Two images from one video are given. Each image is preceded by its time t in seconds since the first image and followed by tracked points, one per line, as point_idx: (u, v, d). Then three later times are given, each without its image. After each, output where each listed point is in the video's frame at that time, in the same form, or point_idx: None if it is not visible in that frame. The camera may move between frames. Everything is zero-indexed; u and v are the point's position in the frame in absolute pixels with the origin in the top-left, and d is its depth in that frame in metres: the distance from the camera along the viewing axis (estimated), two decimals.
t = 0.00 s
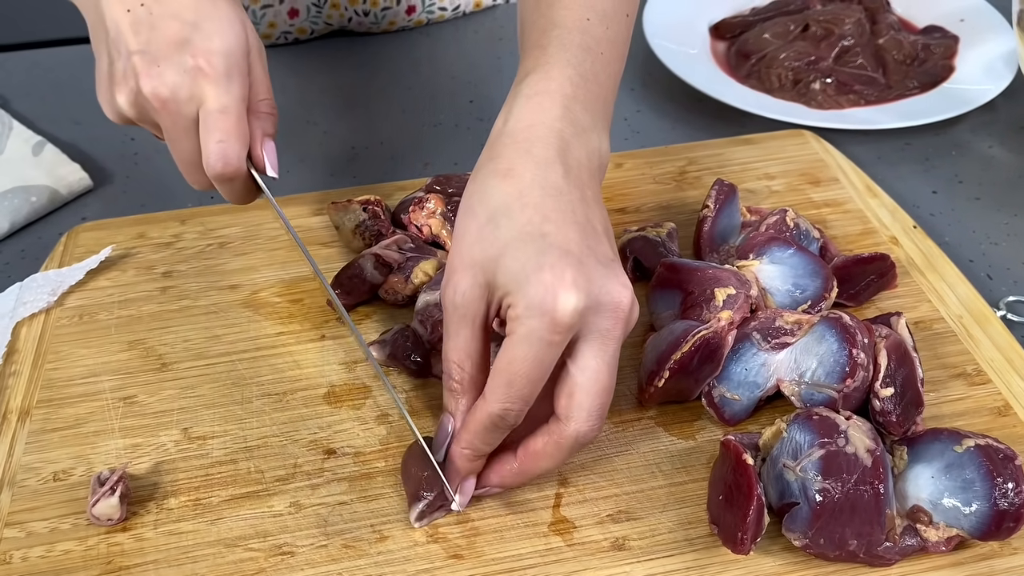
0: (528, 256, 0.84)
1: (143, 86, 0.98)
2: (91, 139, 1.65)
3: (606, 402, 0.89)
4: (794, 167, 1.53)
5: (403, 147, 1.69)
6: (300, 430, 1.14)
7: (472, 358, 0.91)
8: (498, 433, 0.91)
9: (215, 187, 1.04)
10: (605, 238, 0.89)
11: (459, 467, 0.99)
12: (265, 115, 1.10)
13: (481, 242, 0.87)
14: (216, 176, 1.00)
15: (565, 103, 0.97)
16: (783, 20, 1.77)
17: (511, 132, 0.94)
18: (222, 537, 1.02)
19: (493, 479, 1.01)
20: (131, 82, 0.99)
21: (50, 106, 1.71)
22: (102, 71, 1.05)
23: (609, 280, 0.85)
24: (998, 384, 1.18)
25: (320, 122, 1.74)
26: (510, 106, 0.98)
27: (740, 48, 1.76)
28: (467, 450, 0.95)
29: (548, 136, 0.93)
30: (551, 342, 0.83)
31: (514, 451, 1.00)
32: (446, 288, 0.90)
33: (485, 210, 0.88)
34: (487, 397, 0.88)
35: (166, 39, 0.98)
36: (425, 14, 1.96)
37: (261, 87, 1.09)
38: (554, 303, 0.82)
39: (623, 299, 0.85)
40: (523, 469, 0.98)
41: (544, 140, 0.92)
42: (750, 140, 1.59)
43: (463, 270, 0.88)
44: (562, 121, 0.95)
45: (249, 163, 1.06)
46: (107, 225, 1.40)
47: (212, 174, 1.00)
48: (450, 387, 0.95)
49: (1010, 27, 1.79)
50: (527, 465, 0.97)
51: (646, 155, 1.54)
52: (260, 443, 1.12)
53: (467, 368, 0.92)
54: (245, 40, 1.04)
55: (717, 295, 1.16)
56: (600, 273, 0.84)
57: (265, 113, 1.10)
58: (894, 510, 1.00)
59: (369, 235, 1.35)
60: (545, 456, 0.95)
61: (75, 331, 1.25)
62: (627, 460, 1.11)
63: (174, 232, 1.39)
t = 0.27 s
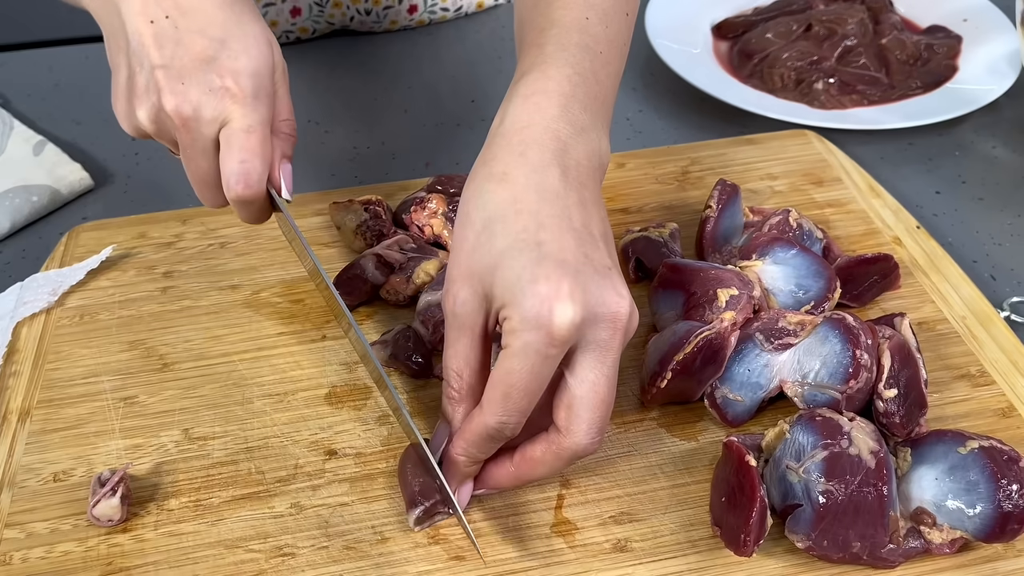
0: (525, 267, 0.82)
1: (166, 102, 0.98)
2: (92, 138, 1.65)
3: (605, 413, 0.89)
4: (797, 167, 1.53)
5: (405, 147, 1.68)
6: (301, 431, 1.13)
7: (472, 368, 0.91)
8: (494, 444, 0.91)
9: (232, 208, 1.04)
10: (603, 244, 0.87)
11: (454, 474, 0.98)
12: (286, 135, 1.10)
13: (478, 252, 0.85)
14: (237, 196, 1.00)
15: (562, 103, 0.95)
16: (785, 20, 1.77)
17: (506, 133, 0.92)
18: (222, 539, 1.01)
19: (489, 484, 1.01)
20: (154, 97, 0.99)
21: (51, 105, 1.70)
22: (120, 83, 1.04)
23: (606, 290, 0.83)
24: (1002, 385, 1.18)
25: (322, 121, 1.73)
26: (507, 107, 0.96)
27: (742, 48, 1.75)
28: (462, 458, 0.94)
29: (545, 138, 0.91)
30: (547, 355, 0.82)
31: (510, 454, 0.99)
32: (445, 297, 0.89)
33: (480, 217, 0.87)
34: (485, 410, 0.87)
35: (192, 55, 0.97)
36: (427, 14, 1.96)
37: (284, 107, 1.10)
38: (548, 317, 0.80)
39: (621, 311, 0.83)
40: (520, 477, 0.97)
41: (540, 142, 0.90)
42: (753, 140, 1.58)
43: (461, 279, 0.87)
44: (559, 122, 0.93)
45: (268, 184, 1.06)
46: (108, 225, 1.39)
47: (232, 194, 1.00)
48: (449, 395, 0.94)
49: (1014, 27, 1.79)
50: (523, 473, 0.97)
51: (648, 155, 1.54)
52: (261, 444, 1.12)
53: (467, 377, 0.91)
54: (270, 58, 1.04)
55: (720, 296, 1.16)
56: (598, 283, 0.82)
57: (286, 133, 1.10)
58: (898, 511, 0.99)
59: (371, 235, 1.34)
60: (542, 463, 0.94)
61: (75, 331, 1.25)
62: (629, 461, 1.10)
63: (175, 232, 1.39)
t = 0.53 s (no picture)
0: (526, 276, 0.82)
1: (199, 163, 0.96)
2: (94, 140, 1.65)
3: (606, 423, 0.89)
4: (798, 170, 1.53)
5: (407, 149, 1.68)
6: (302, 433, 1.13)
7: (481, 375, 0.92)
8: (491, 447, 0.92)
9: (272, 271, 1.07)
10: (606, 250, 0.86)
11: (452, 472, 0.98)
12: (320, 189, 1.11)
13: (481, 259, 0.85)
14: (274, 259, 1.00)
15: (564, 104, 0.94)
16: (787, 22, 1.77)
17: (508, 136, 0.92)
18: (224, 541, 1.02)
19: (488, 486, 1.02)
20: (188, 158, 0.97)
21: (52, 107, 1.71)
22: (150, 134, 1.02)
23: (608, 300, 0.83)
24: (1003, 388, 1.18)
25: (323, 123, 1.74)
26: (509, 110, 0.95)
27: (743, 50, 1.76)
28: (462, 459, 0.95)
29: (546, 142, 0.90)
30: (546, 365, 0.83)
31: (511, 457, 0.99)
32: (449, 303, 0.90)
33: (483, 224, 0.87)
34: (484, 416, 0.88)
35: (224, 114, 0.94)
36: (429, 16, 1.96)
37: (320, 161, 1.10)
38: (549, 327, 0.81)
39: (623, 320, 0.83)
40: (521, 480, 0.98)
41: (542, 146, 0.90)
42: (754, 142, 1.58)
43: (465, 286, 0.88)
44: (560, 124, 0.93)
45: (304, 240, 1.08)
46: (110, 226, 1.39)
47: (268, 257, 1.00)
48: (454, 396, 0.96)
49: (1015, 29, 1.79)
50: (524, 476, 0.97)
51: (649, 157, 1.54)
52: (263, 446, 1.12)
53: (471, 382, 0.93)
54: (305, 107, 1.01)
55: (721, 299, 1.16)
56: (599, 293, 0.82)
57: (320, 185, 1.11)
58: (899, 514, 1.00)
59: (372, 237, 1.34)
60: (542, 470, 0.95)
61: (77, 332, 1.25)
62: (630, 463, 1.10)
63: (177, 234, 1.39)
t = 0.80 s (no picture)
0: (541, 269, 0.83)
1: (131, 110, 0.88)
2: (97, 141, 1.65)
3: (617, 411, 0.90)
4: (800, 171, 1.53)
5: (409, 150, 1.69)
6: (304, 434, 1.14)
7: (490, 371, 0.93)
8: (510, 446, 0.91)
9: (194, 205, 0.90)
10: (613, 246, 0.88)
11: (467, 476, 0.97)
12: (256, 127, 0.97)
13: (492, 258, 0.86)
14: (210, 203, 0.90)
15: (566, 111, 0.95)
16: (789, 23, 1.77)
17: (514, 141, 0.93)
18: (227, 541, 1.02)
19: (500, 487, 1.01)
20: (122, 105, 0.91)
21: (55, 108, 1.71)
22: (88, 81, 0.98)
23: (620, 291, 0.84)
24: (1004, 390, 1.18)
25: (326, 125, 1.74)
26: (512, 118, 0.96)
27: (745, 51, 1.76)
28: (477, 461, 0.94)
29: (552, 146, 0.92)
30: (565, 353, 0.83)
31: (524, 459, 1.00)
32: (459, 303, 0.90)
33: (494, 225, 0.87)
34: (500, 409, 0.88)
35: (151, 60, 0.86)
36: (431, 17, 1.96)
37: (251, 96, 0.96)
38: (567, 315, 0.81)
39: (635, 310, 0.85)
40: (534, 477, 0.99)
41: (547, 150, 0.91)
42: (755, 144, 1.58)
43: (476, 284, 0.88)
44: (563, 129, 0.94)
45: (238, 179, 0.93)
46: (112, 227, 1.40)
47: (204, 202, 0.90)
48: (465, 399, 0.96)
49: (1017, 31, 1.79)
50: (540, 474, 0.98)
51: (651, 158, 1.54)
52: (265, 447, 1.12)
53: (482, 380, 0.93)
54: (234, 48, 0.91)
55: (722, 301, 1.15)
56: (611, 284, 0.84)
57: (256, 124, 0.97)
58: (900, 516, 1.00)
59: (373, 239, 1.34)
60: (558, 465, 0.96)
61: (80, 333, 1.26)
62: (631, 465, 1.11)
63: (180, 235, 1.40)
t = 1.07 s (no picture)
0: (552, 256, 0.81)
1: (29, 35, 0.95)
2: (98, 141, 1.65)
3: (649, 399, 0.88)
4: (801, 172, 1.53)
5: (410, 150, 1.68)
6: (305, 435, 1.13)
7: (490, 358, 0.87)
8: (548, 452, 0.88)
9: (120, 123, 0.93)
10: (622, 236, 0.88)
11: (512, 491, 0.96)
12: (157, 34, 0.96)
13: (503, 232, 0.83)
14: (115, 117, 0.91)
15: (581, 91, 0.94)
16: (790, 24, 1.77)
17: (528, 118, 0.92)
18: (227, 543, 1.02)
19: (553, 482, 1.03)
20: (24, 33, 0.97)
21: (55, 108, 1.71)
22: (10, 24, 1.05)
23: (629, 281, 0.83)
24: (1006, 391, 1.18)
25: (327, 125, 1.74)
26: (525, 91, 0.95)
27: (747, 52, 1.76)
28: (519, 476, 0.93)
29: (565, 125, 0.91)
30: (586, 347, 0.80)
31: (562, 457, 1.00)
32: (458, 276, 0.85)
33: (506, 199, 0.85)
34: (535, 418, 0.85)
35: None
36: (429, 12, 1.96)
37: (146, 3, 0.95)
38: (582, 308, 0.79)
39: (645, 299, 0.84)
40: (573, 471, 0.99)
41: (561, 130, 0.90)
42: (757, 145, 1.58)
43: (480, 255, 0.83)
44: (577, 109, 0.93)
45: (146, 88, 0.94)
46: (113, 228, 1.40)
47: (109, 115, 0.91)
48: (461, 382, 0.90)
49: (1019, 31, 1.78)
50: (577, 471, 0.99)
51: (652, 159, 1.54)
52: (266, 448, 1.12)
53: (482, 363, 0.87)
54: None
55: (725, 302, 1.15)
56: (620, 275, 0.83)
57: (158, 32, 0.96)
58: (903, 518, 0.99)
59: (375, 240, 1.34)
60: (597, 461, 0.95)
61: (81, 334, 1.26)
62: (633, 466, 1.10)
63: (180, 235, 1.39)
